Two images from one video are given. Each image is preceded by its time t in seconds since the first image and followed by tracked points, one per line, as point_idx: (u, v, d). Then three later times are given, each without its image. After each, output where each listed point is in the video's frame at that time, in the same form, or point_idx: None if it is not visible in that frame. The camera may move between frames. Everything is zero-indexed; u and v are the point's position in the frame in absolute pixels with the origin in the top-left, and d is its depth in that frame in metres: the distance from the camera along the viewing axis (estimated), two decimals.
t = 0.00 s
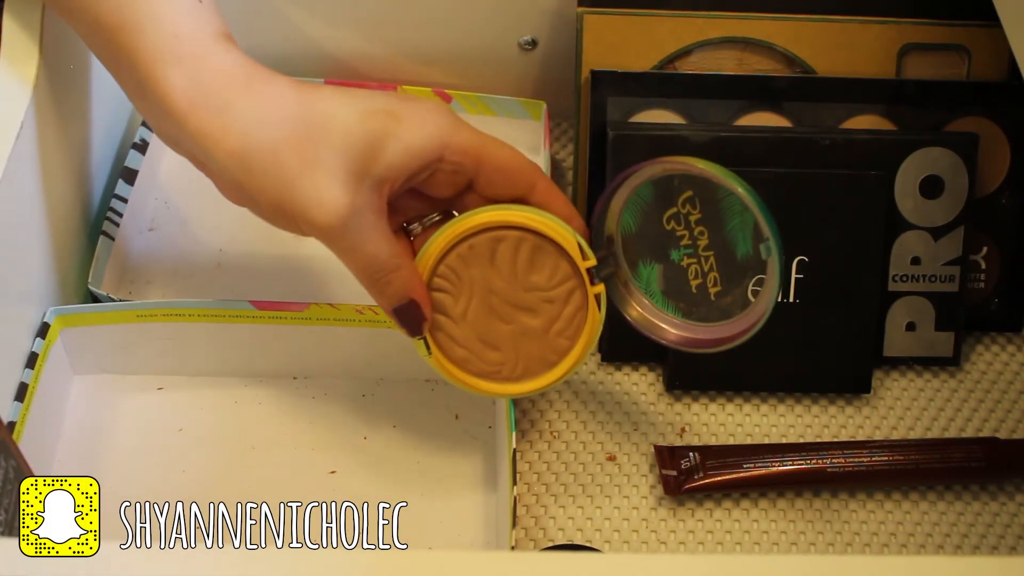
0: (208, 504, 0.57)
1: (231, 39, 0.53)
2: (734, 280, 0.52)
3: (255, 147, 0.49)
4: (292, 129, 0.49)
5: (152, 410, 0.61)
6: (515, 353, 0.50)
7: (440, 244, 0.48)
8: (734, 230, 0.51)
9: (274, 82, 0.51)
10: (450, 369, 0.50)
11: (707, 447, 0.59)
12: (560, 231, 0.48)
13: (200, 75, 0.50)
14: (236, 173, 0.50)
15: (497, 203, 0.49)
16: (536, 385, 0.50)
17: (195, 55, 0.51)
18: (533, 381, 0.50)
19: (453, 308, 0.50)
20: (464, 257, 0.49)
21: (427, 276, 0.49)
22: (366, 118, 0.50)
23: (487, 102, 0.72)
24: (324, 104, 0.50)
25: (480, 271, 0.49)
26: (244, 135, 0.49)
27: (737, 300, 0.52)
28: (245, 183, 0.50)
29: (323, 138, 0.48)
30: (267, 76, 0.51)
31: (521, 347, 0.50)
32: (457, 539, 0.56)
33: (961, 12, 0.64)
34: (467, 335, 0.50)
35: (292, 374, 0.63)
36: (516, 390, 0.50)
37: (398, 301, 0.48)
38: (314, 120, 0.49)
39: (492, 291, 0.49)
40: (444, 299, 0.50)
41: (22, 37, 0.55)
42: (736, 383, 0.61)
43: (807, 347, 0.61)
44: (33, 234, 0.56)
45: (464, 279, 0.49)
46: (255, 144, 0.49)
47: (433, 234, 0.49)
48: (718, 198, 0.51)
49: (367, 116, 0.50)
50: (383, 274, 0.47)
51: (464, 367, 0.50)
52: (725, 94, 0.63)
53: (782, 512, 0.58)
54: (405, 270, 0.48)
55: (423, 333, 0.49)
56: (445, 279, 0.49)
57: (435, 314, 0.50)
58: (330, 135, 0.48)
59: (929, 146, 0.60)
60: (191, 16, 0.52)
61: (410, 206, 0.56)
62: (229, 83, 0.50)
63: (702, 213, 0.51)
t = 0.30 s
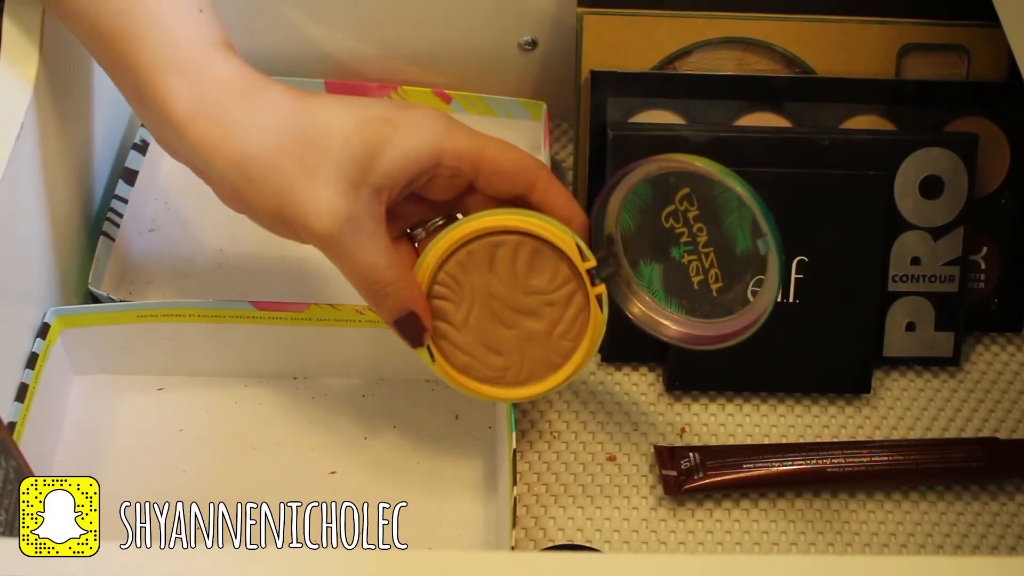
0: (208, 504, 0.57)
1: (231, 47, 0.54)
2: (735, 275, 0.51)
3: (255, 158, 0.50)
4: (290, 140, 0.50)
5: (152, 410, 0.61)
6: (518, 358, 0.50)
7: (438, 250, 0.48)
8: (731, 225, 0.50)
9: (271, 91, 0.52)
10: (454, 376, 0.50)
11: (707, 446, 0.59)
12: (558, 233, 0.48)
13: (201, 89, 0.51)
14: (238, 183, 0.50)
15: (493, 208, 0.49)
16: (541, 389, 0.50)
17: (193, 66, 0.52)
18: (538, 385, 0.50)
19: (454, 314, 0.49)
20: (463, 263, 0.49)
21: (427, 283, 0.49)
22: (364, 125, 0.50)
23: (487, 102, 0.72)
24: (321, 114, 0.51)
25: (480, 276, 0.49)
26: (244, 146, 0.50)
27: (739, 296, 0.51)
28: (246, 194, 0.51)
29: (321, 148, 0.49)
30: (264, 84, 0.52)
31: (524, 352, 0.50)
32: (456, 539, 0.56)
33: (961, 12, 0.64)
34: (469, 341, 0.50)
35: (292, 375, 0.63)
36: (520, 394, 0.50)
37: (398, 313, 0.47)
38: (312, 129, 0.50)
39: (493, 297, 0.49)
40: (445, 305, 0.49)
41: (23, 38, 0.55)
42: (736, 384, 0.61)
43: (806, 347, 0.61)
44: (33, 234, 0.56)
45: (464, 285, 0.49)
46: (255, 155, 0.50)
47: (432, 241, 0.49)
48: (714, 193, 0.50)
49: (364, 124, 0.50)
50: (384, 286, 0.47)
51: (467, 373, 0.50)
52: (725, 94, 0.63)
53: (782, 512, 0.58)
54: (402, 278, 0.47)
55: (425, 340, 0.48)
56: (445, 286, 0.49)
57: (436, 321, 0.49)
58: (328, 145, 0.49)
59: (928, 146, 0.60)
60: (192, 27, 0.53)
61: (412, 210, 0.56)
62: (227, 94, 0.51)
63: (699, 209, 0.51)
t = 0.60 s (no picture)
0: (207, 504, 0.57)
1: (251, 72, 0.57)
2: (742, 288, 0.53)
3: (266, 175, 0.52)
4: (298, 157, 0.52)
5: (152, 411, 0.61)
6: (532, 380, 0.48)
7: (449, 271, 0.47)
8: (740, 238, 0.53)
9: (285, 111, 0.55)
10: (467, 403, 0.47)
11: (707, 446, 0.59)
12: (567, 250, 0.48)
13: (217, 110, 0.54)
14: (252, 202, 0.53)
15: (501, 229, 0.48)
16: (554, 411, 0.48)
17: (210, 84, 0.54)
18: (553, 406, 0.48)
19: (464, 337, 0.47)
20: (474, 284, 0.47)
21: (437, 306, 0.47)
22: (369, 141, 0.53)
23: (487, 104, 0.72)
24: (331, 131, 0.53)
25: (491, 297, 0.47)
26: (256, 165, 0.53)
27: (748, 307, 0.53)
28: (260, 212, 0.54)
29: (328, 165, 0.52)
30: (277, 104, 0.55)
31: (536, 373, 0.48)
32: (456, 539, 0.56)
33: (960, 12, 0.64)
34: (481, 365, 0.48)
35: (292, 375, 0.63)
36: (535, 416, 0.48)
37: (404, 328, 0.46)
38: (319, 146, 0.52)
39: (504, 318, 0.48)
40: (456, 329, 0.47)
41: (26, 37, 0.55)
42: (736, 384, 0.61)
43: (807, 348, 0.61)
44: (35, 235, 0.56)
45: (475, 307, 0.47)
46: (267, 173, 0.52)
47: (440, 264, 0.48)
48: (723, 206, 0.53)
49: (369, 140, 0.53)
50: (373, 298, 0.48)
51: (479, 399, 0.48)
52: (725, 94, 0.63)
53: (782, 513, 0.58)
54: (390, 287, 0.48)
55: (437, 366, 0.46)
56: (455, 308, 0.47)
57: (445, 345, 0.47)
58: (334, 161, 0.52)
59: (928, 145, 0.60)
60: (211, 47, 0.55)
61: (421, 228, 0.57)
62: (242, 113, 0.54)
63: (707, 222, 0.54)
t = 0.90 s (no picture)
0: (207, 504, 0.57)
1: (252, 81, 0.57)
2: (736, 299, 0.53)
3: (265, 178, 0.53)
4: (295, 163, 0.53)
5: (152, 411, 0.61)
6: (524, 393, 0.48)
7: (442, 284, 0.46)
8: (734, 249, 0.53)
9: (282, 114, 0.55)
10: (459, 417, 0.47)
11: (707, 446, 0.59)
12: (560, 262, 0.48)
13: (213, 117, 0.54)
14: (249, 207, 0.54)
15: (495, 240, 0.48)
16: (546, 424, 0.48)
17: (207, 90, 0.54)
18: (543, 419, 0.48)
19: (457, 351, 0.47)
20: (466, 297, 0.47)
21: (429, 319, 0.46)
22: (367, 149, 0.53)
23: (487, 104, 0.72)
24: (330, 136, 0.54)
25: (484, 310, 0.47)
26: (253, 171, 0.53)
27: (742, 317, 0.53)
28: (257, 218, 0.54)
29: (325, 170, 0.52)
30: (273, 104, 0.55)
31: (529, 385, 0.48)
32: (455, 539, 0.56)
33: (960, 12, 0.64)
34: (473, 378, 0.47)
35: (292, 375, 0.63)
36: (526, 430, 0.48)
37: (387, 330, 0.46)
38: (316, 152, 0.53)
39: (497, 331, 0.47)
40: (448, 342, 0.47)
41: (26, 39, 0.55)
42: (736, 384, 0.61)
43: (807, 347, 0.61)
44: (34, 236, 0.56)
45: (468, 320, 0.47)
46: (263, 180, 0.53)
47: (432, 276, 0.47)
48: (717, 217, 0.53)
49: (365, 146, 0.53)
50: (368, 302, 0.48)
51: (471, 412, 0.48)
52: (725, 94, 0.63)
53: (782, 513, 0.58)
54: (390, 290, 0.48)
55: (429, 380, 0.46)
56: (448, 322, 0.47)
57: (437, 359, 0.47)
58: (331, 167, 0.52)
59: (929, 145, 0.60)
60: (211, 51, 0.55)
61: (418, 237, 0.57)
62: (239, 119, 0.54)
63: (700, 234, 0.53)
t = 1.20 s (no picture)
0: (207, 504, 0.57)
1: (252, 80, 0.57)
2: (735, 297, 0.53)
3: (265, 177, 0.53)
4: (294, 162, 0.53)
5: (152, 411, 0.61)
6: (523, 393, 0.48)
7: (441, 282, 0.46)
8: (733, 249, 0.53)
9: (280, 113, 0.55)
10: (458, 417, 0.47)
11: (707, 446, 0.59)
12: (559, 262, 0.47)
13: (214, 117, 0.54)
14: (248, 207, 0.54)
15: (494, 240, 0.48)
16: (544, 423, 0.48)
17: (207, 90, 0.54)
18: (543, 419, 0.48)
19: (456, 351, 0.47)
20: (465, 297, 0.47)
21: (427, 319, 0.47)
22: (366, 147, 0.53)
23: (487, 104, 0.72)
24: (330, 136, 0.54)
25: (482, 310, 0.47)
26: (252, 172, 0.53)
27: (741, 316, 0.53)
28: (254, 216, 0.54)
29: (325, 170, 0.52)
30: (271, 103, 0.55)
31: (527, 385, 0.48)
32: (455, 539, 0.56)
33: (961, 12, 0.64)
34: (472, 378, 0.47)
35: (292, 375, 0.63)
36: (526, 430, 0.48)
37: (385, 329, 0.46)
38: (314, 151, 0.53)
39: (495, 331, 0.47)
40: (446, 343, 0.47)
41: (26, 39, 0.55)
42: (736, 384, 0.61)
43: (807, 348, 0.61)
44: (34, 236, 0.56)
45: (466, 320, 0.47)
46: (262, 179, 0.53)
47: (430, 276, 0.47)
48: (715, 216, 0.53)
49: (364, 146, 0.53)
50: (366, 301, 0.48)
51: (470, 412, 0.47)
52: (725, 94, 0.63)
53: (782, 513, 0.58)
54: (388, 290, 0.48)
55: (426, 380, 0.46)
56: (446, 322, 0.47)
57: (436, 359, 0.47)
58: (331, 167, 0.52)
59: (929, 145, 0.60)
60: (210, 52, 0.55)
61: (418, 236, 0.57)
62: (239, 119, 0.54)
63: (698, 232, 0.53)
